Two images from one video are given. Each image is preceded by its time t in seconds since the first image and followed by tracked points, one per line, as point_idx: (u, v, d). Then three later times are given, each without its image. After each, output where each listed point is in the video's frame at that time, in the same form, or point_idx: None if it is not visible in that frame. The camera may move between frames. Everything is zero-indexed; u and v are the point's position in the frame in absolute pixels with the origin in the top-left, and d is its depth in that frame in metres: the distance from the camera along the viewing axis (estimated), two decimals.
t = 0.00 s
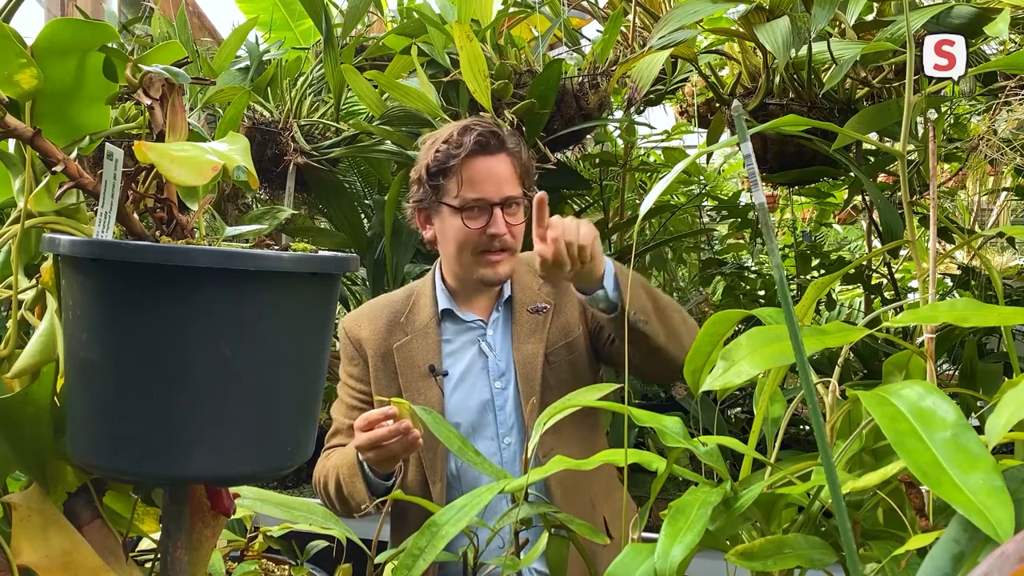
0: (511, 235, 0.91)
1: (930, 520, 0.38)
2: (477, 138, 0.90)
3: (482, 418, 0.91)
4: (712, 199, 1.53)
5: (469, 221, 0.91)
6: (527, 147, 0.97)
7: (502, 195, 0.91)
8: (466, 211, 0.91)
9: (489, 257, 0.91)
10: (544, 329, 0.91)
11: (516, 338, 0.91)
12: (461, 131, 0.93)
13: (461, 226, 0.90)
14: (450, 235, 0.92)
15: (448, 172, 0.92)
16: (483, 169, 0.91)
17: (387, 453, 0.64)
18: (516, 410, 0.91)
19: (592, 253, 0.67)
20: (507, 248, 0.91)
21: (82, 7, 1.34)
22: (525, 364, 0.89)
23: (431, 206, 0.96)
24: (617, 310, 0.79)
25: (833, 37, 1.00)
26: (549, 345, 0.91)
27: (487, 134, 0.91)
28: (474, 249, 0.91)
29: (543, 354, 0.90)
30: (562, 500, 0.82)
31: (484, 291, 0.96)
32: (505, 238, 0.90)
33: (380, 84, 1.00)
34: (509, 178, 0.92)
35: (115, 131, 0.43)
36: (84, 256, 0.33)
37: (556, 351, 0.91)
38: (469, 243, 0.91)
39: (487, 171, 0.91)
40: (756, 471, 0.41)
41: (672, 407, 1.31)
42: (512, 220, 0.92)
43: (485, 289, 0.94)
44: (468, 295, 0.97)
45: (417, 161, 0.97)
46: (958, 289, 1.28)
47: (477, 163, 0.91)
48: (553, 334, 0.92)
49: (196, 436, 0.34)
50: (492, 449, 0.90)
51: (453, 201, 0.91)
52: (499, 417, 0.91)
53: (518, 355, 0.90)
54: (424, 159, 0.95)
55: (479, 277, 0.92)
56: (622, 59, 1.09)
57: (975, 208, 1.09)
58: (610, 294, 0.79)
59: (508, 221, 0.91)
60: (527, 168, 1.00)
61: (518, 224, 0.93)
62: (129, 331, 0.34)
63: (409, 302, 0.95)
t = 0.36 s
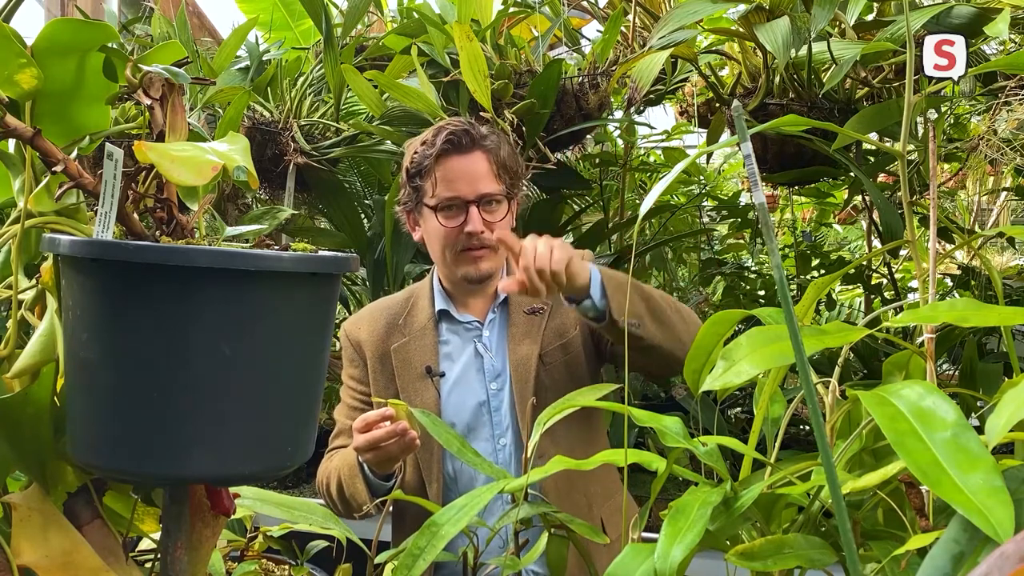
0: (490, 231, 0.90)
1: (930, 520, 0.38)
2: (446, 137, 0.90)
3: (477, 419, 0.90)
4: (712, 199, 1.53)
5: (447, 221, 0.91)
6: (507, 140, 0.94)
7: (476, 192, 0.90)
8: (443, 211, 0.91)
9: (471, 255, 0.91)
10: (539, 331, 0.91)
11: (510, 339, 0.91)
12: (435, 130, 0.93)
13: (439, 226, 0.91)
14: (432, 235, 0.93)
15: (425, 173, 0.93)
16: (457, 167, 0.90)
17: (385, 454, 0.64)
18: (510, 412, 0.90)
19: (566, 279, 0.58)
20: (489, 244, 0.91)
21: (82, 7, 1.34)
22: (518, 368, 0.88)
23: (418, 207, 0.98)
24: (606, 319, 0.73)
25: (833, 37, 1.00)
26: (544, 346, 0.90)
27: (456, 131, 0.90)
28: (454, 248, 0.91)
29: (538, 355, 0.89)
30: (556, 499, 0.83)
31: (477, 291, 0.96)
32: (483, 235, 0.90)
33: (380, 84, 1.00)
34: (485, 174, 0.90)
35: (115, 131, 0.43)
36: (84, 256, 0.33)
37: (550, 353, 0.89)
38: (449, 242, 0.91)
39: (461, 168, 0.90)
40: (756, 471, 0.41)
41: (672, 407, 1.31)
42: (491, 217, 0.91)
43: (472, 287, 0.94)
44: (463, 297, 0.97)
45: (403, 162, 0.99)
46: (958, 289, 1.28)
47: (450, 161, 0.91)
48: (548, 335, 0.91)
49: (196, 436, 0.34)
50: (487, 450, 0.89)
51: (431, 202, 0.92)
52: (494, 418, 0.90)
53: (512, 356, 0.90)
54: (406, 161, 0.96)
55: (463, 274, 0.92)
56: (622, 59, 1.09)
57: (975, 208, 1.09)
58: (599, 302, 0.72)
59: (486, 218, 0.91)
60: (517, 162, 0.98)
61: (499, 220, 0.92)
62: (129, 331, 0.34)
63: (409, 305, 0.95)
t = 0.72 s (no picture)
0: (478, 241, 0.86)
1: (930, 520, 0.38)
2: (431, 145, 0.86)
3: (477, 424, 0.90)
4: (712, 199, 1.53)
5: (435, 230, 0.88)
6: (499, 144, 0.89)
7: (462, 201, 0.86)
8: (430, 219, 0.87)
9: (460, 263, 0.87)
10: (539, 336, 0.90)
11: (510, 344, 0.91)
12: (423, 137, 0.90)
13: (427, 235, 0.88)
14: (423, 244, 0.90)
15: (414, 180, 0.90)
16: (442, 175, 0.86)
17: (392, 447, 0.64)
18: (510, 417, 0.89)
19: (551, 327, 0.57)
20: (478, 253, 0.87)
21: (82, 7, 1.34)
22: (518, 372, 0.88)
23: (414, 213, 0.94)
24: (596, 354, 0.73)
25: (833, 37, 1.00)
26: (544, 352, 0.90)
27: (441, 139, 0.86)
28: (443, 257, 0.87)
29: (537, 362, 0.88)
30: (556, 498, 0.82)
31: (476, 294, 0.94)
32: (470, 244, 0.86)
33: (380, 84, 1.00)
34: (472, 182, 0.86)
35: (115, 131, 0.43)
36: (84, 256, 0.33)
37: (550, 359, 0.89)
38: (438, 251, 0.88)
39: (446, 176, 0.86)
40: (757, 471, 0.41)
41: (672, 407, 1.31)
42: (479, 224, 0.86)
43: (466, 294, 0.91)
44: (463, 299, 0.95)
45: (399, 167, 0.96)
46: (958, 289, 1.28)
47: (435, 169, 0.87)
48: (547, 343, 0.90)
49: (195, 436, 0.34)
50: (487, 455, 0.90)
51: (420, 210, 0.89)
52: (495, 423, 0.90)
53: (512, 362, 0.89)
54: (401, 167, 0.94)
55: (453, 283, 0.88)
56: (622, 59, 1.09)
57: (975, 208, 1.09)
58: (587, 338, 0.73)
59: (474, 227, 0.86)
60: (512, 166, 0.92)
61: (488, 226, 0.87)
62: (129, 331, 0.34)
63: (412, 305, 0.95)
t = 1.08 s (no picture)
0: (472, 242, 0.86)
1: (930, 520, 0.38)
2: (428, 144, 0.85)
3: (474, 422, 0.90)
4: (712, 199, 1.53)
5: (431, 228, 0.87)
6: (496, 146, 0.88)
7: (457, 202, 0.85)
8: (426, 217, 0.87)
9: (454, 263, 0.87)
10: (539, 336, 0.90)
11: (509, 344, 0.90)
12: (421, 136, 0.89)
13: (421, 233, 0.87)
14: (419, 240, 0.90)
15: (411, 179, 0.89)
16: (438, 174, 0.85)
17: (400, 440, 0.64)
18: (508, 416, 0.89)
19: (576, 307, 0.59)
20: (471, 254, 0.87)
21: (82, 7, 1.34)
22: (518, 371, 0.88)
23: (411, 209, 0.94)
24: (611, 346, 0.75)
25: (833, 37, 1.00)
26: (544, 352, 0.89)
27: (438, 138, 0.85)
28: (437, 256, 0.87)
29: (537, 362, 0.88)
30: (556, 499, 0.82)
31: (473, 296, 0.93)
32: (464, 245, 0.85)
33: (380, 84, 1.00)
34: (468, 183, 0.85)
35: (115, 131, 0.43)
36: (84, 256, 0.33)
37: (550, 359, 0.89)
38: (432, 249, 0.88)
39: (442, 176, 0.85)
40: (757, 471, 0.41)
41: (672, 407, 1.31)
42: (473, 226, 0.86)
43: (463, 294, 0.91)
44: (462, 299, 0.95)
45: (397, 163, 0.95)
46: (958, 289, 1.28)
47: (433, 168, 0.86)
48: (546, 343, 0.90)
49: (196, 436, 0.34)
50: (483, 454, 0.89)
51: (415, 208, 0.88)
52: (492, 423, 0.90)
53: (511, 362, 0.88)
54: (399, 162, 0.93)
55: (447, 281, 0.88)
56: (622, 59, 1.09)
57: (975, 208, 1.09)
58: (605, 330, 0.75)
59: (469, 228, 0.86)
60: (511, 167, 0.92)
61: (482, 228, 0.86)
62: (129, 331, 0.34)
63: (409, 303, 0.95)
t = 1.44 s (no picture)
0: (469, 252, 0.86)
1: (930, 520, 0.38)
2: (420, 157, 0.84)
3: (474, 427, 0.91)
4: (712, 199, 1.53)
5: (425, 241, 0.87)
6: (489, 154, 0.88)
7: (452, 213, 0.84)
8: (420, 230, 0.86)
9: (451, 274, 0.87)
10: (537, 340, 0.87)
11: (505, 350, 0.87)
12: (413, 147, 0.88)
13: (417, 246, 0.87)
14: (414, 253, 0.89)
15: (404, 191, 0.88)
16: (431, 188, 0.85)
17: (411, 435, 0.64)
18: (507, 422, 0.89)
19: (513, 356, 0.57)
20: (468, 265, 0.86)
21: (82, 7, 1.34)
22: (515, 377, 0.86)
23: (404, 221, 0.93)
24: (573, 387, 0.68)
25: (833, 37, 1.00)
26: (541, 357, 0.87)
27: (430, 151, 0.84)
28: (434, 268, 0.87)
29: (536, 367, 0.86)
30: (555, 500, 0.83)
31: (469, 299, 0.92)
32: (461, 256, 0.85)
33: (380, 84, 1.00)
34: (461, 194, 0.84)
35: (115, 131, 0.43)
36: (84, 256, 0.33)
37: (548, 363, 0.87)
38: (428, 262, 0.87)
39: (435, 189, 0.84)
40: (757, 471, 0.41)
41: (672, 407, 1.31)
42: (469, 237, 0.85)
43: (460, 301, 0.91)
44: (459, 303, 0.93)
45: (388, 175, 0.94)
46: (958, 289, 1.28)
47: (425, 181, 0.85)
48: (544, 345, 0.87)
49: (196, 436, 0.34)
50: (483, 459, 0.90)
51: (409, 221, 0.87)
52: (491, 429, 0.90)
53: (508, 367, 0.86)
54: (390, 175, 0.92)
55: (444, 292, 0.88)
56: (622, 59, 1.09)
57: (975, 208, 1.09)
58: (565, 368, 0.69)
59: (464, 240, 0.85)
60: (503, 174, 0.91)
61: (478, 239, 0.86)
62: (128, 332, 0.34)
63: (406, 308, 0.94)
